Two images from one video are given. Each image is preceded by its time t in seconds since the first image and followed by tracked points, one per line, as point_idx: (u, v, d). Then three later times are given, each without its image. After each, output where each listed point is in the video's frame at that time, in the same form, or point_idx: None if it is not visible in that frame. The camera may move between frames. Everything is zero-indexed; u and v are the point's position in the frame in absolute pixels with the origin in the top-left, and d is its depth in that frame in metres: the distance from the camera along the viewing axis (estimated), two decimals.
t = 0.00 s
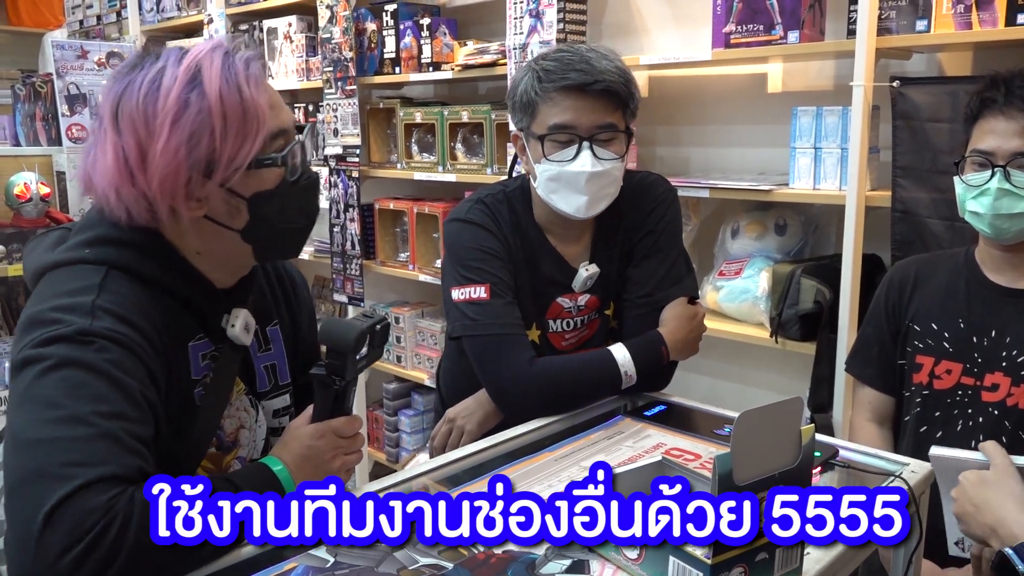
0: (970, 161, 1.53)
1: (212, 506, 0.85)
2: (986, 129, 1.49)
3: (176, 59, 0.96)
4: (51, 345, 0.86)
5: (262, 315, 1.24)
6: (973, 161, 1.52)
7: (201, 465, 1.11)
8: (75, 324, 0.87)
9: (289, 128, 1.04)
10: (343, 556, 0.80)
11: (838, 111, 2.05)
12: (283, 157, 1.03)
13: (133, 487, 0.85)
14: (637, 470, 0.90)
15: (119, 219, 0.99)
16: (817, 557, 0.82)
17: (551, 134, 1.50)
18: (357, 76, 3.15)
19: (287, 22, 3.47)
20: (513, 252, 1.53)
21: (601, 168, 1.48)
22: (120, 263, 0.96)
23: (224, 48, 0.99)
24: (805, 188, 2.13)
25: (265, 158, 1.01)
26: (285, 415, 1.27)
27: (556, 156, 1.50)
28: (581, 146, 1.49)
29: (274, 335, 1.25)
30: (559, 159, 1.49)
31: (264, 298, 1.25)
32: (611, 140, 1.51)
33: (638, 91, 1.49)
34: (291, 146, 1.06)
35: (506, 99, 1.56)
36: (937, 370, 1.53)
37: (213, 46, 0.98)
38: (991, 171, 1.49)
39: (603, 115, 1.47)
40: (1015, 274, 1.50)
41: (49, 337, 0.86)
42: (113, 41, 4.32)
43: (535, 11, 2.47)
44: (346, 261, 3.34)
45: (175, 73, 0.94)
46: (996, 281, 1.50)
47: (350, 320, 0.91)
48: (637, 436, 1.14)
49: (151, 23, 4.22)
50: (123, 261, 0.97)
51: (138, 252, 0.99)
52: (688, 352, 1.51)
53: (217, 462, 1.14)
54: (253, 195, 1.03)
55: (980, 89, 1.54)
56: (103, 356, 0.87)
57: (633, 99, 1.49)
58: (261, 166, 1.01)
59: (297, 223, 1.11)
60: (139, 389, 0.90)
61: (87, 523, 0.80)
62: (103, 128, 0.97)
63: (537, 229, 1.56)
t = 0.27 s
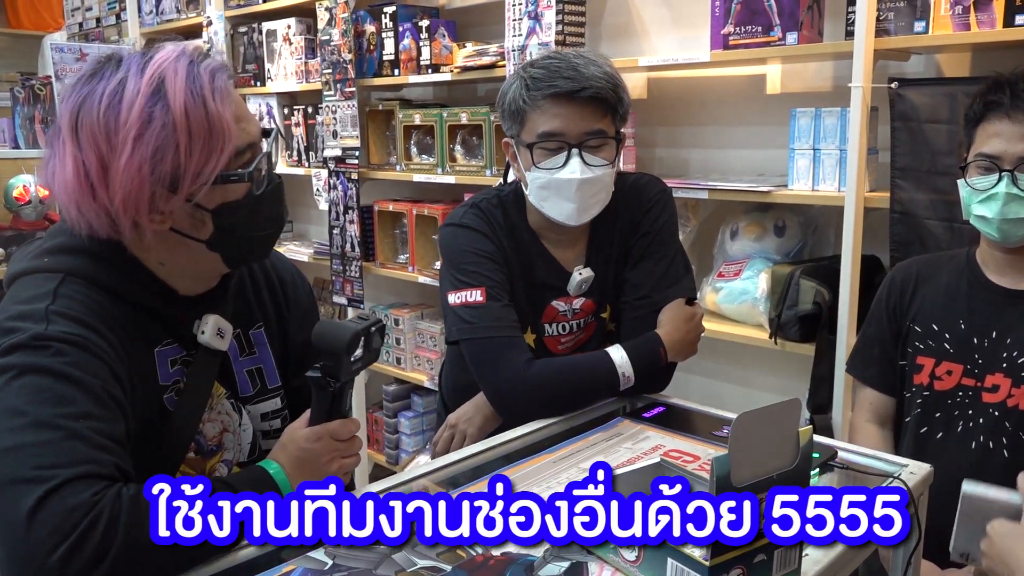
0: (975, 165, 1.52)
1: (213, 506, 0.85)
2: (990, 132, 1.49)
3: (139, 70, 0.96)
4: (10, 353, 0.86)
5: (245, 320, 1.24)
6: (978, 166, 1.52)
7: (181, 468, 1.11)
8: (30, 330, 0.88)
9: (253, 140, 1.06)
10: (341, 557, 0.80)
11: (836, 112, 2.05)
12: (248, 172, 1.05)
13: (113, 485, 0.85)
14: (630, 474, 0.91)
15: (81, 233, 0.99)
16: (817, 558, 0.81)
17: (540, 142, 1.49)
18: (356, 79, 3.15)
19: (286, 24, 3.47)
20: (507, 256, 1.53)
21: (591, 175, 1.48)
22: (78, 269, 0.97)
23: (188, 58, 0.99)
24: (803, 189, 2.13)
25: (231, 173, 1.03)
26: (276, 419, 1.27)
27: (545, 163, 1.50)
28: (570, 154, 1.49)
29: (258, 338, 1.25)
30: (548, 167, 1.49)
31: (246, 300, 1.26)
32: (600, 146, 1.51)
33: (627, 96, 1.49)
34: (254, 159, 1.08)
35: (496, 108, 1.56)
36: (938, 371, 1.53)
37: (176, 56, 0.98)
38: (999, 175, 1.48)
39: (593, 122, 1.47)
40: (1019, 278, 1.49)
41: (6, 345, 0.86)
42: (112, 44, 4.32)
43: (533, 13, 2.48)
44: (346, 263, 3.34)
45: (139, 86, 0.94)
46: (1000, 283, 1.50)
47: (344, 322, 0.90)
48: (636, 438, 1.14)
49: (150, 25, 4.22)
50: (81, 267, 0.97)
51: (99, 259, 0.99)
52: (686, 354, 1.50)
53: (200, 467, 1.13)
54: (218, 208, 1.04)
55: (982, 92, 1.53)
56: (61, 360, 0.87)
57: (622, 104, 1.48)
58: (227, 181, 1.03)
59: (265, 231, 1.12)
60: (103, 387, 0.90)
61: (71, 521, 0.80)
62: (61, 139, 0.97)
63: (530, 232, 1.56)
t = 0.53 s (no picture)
0: (981, 169, 1.52)
1: (213, 506, 0.85)
2: (997, 134, 1.49)
3: (169, 67, 0.96)
4: (31, 351, 0.86)
5: (250, 319, 1.24)
6: (985, 169, 1.51)
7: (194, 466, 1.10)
8: (51, 329, 0.87)
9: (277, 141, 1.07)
10: (341, 560, 0.80)
11: (835, 114, 2.05)
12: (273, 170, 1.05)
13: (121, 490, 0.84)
14: (628, 476, 0.91)
15: (107, 226, 0.98)
16: (817, 560, 0.81)
17: (541, 140, 1.49)
18: (355, 81, 3.15)
19: (285, 27, 3.47)
20: (507, 257, 1.54)
21: (593, 173, 1.48)
22: (96, 267, 0.96)
23: (217, 58, 1.00)
24: (803, 191, 2.13)
25: (257, 171, 1.03)
26: (280, 416, 1.27)
27: (546, 162, 1.50)
28: (572, 152, 1.49)
29: (264, 336, 1.25)
30: (551, 165, 1.49)
31: (251, 298, 1.25)
32: (601, 145, 1.51)
33: (627, 95, 1.49)
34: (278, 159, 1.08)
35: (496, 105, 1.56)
36: (941, 372, 1.53)
37: (206, 56, 0.99)
38: (1007, 179, 1.48)
39: (594, 120, 1.47)
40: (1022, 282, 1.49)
41: (26, 344, 0.86)
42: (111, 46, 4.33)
43: (533, 15, 2.48)
44: (345, 265, 3.34)
45: (171, 82, 0.95)
46: (1006, 285, 1.50)
47: (340, 320, 0.92)
48: (636, 439, 1.14)
49: (150, 28, 4.22)
50: (100, 264, 0.97)
51: (118, 255, 0.99)
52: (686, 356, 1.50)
53: (211, 465, 1.12)
54: (243, 205, 1.04)
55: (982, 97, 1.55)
56: (82, 360, 0.87)
57: (623, 104, 1.49)
58: (253, 178, 1.03)
59: (281, 228, 1.12)
60: (120, 390, 0.90)
61: (78, 524, 0.80)
62: (89, 132, 0.96)
63: (530, 234, 1.56)
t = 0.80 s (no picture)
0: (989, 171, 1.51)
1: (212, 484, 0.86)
2: (1003, 136, 1.49)
3: (191, 67, 0.97)
4: (45, 350, 0.85)
5: (257, 321, 1.23)
6: (993, 171, 1.51)
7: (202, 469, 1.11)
8: (68, 329, 0.87)
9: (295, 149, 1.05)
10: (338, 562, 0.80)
11: (832, 115, 2.06)
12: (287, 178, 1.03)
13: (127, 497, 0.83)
14: (626, 477, 0.90)
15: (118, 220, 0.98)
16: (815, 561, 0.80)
17: (540, 132, 1.48)
18: (353, 83, 3.15)
19: (283, 28, 3.47)
20: (505, 254, 1.53)
21: (593, 166, 1.48)
22: (113, 266, 0.96)
23: (240, 62, 1.00)
24: (800, 192, 2.13)
25: (269, 177, 1.01)
26: (283, 420, 1.27)
27: (545, 155, 1.50)
28: (571, 145, 1.49)
29: (271, 340, 1.24)
30: (551, 158, 1.49)
31: (260, 303, 1.25)
32: (600, 139, 1.50)
33: (627, 88, 1.48)
34: (295, 167, 1.06)
35: (494, 96, 1.55)
36: (945, 373, 1.53)
37: (230, 59, 0.99)
38: (1016, 181, 1.47)
39: (593, 113, 1.46)
40: None
41: (42, 343, 0.86)
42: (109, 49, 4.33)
43: (530, 16, 2.48)
44: (343, 267, 3.34)
45: (190, 82, 0.95)
46: (1011, 287, 1.50)
47: (350, 326, 0.91)
48: (633, 441, 1.13)
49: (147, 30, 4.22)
50: (116, 264, 0.97)
51: (134, 254, 0.99)
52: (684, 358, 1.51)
53: (218, 467, 1.13)
54: (252, 210, 1.02)
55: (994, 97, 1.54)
56: (98, 363, 0.86)
57: (622, 97, 1.48)
58: (264, 184, 1.01)
59: (292, 236, 1.10)
60: (133, 396, 0.89)
61: (85, 532, 0.79)
62: (108, 125, 0.96)
63: (526, 228, 1.56)
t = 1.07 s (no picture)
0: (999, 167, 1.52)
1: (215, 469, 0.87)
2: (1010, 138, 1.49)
3: (211, 96, 0.97)
4: (47, 356, 0.85)
5: (250, 322, 1.23)
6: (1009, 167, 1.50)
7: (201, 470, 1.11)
8: (72, 336, 0.87)
9: (303, 191, 1.03)
10: (337, 565, 0.80)
11: (829, 116, 2.06)
12: (283, 221, 1.02)
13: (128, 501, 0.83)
14: (626, 479, 0.90)
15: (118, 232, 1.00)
16: (814, 562, 0.80)
17: (550, 133, 1.48)
18: (350, 85, 3.15)
19: (280, 31, 3.47)
20: (506, 252, 1.52)
21: (604, 170, 1.48)
22: (115, 273, 0.96)
23: (263, 97, 0.99)
24: (797, 194, 2.13)
25: (264, 217, 1.00)
26: (278, 419, 1.26)
27: (555, 157, 1.49)
28: (582, 147, 1.49)
29: (263, 340, 1.24)
30: (560, 160, 1.49)
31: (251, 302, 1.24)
32: (611, 142, 1.51)
33: (638, 91, 1.49)
34: (299, 208, 1.04)
35: (503, 97, 1.55)
36: (965, 378, 1.52)
37: (253, 93, 0.99)
38: None
39: (605, 116, 1.46)
40: None
41: (45, 349, 0.85)
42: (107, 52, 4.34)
43: (527, 19, 2.48)
44: (341, 270, 3.35)
45: (204, 111, 0.95)
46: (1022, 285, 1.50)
47: (363, 334, 0.92)
48: (631, 442, 1.14)
49: (144, 33, 4.22)
50: (118, 271, 0.97)
51: (136, 260, 0.99)
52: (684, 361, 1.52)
53: (216, 468, 1.13)
54: (246, 245, 1.01)
55: None
56: (102, 370, 0.86)
57: (634, 101, 1.49)
58: (258, 224, 1.00)
59: (289, 273, 1.09)
60: (137, 403, 0.89)
61: (85, 536, 0.79)
62: (123, 139, 0.98)
63: (530, 227, 1.56)
